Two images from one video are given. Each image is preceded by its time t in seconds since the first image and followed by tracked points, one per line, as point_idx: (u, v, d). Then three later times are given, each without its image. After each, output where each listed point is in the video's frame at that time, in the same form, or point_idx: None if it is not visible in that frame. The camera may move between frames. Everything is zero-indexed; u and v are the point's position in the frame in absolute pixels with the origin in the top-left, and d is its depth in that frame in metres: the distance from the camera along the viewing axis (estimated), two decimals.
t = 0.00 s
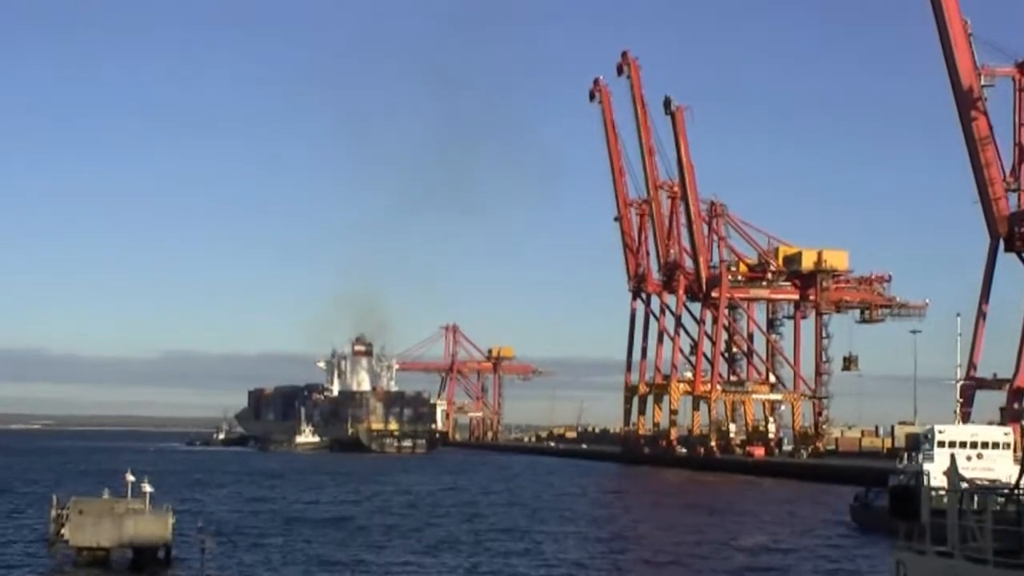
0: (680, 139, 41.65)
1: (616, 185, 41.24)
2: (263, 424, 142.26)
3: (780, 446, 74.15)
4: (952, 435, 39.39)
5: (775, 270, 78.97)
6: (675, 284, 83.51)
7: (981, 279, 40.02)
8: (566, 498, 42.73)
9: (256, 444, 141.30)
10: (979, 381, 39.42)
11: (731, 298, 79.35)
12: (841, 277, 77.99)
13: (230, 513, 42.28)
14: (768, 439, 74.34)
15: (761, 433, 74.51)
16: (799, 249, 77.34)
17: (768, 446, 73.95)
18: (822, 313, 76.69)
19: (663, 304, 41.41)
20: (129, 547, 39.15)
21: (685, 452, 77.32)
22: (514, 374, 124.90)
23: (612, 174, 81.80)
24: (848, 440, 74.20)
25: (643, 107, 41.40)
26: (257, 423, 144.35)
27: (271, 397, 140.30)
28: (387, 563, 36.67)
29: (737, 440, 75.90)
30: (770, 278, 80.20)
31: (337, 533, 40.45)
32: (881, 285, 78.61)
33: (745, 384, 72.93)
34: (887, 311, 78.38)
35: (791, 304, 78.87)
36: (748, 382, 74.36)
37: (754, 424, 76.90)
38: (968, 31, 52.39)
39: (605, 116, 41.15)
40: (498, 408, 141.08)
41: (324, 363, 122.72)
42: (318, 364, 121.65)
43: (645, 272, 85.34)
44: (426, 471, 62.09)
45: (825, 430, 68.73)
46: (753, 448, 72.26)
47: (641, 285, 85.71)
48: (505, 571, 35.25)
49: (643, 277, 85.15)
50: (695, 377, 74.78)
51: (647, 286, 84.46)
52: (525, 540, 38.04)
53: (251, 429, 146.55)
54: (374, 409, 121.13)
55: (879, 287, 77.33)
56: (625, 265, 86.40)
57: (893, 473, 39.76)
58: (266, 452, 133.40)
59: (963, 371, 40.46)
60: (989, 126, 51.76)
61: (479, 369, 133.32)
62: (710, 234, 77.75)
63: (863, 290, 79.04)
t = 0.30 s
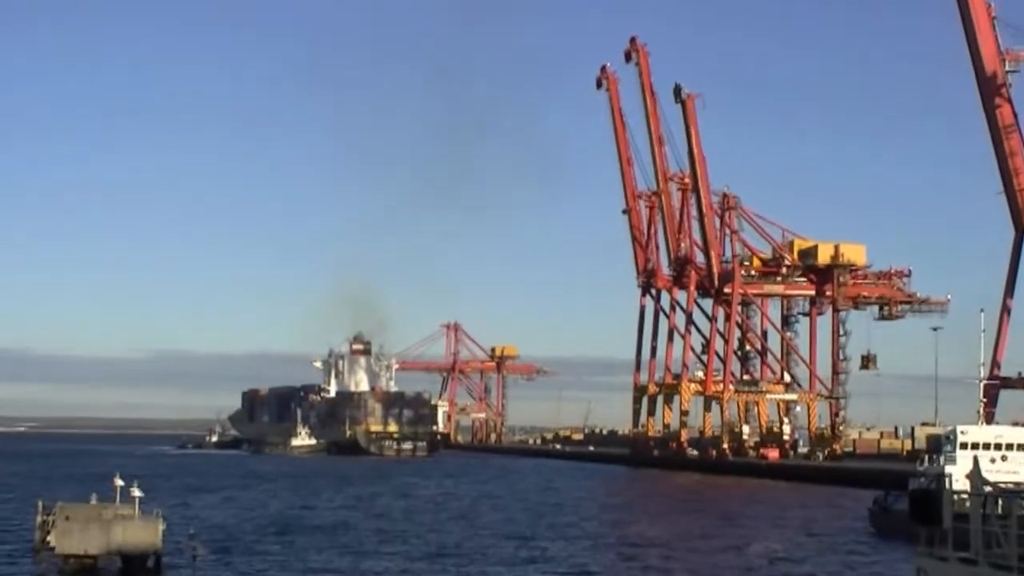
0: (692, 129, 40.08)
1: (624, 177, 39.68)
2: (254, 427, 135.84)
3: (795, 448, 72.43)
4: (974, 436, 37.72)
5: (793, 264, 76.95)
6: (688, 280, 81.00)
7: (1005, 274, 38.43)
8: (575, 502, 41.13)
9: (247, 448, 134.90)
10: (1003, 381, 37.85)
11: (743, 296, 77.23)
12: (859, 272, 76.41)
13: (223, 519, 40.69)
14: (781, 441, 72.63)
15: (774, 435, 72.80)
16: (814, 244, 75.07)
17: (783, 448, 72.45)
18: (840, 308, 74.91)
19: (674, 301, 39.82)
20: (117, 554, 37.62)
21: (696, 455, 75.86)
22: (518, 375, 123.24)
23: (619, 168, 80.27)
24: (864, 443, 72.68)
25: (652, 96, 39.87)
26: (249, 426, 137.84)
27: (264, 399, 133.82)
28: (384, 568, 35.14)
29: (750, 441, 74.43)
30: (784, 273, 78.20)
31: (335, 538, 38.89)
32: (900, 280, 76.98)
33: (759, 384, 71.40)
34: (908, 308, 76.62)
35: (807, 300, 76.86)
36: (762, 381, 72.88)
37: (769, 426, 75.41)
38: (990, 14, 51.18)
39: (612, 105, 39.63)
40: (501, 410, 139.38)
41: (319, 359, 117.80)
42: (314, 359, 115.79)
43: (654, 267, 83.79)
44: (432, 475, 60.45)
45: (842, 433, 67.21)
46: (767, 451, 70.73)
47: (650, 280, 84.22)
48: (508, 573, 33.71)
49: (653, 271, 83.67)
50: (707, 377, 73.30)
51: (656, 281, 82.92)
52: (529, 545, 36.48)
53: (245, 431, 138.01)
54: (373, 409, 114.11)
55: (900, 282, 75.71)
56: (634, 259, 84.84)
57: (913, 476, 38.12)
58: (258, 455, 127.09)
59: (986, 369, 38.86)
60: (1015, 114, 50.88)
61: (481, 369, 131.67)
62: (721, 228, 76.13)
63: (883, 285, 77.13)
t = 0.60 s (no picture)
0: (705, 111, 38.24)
1: (633, 161, 37.94)
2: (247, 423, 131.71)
3: (813, 447, 70.58)
4: (1002, 434, 35.91)
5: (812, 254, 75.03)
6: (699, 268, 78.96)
7: None
8: (581, 502, 39.37)
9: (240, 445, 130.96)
10: None
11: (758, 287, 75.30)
12: (881, 262, 74.72)
13: (212, 519, 38.88)
14: (799, 439, 70.82)
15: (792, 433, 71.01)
16: (834, 233, 73.94)
17: (799, 446, 70.73)
18: (859, 299, 73.08)
19: (686, 291, 37.99)
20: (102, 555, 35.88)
21: (709, 453, 74.11)
22: (522, 369, 121.44)
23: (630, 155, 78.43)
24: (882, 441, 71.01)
25: (664, 76, 38.05)
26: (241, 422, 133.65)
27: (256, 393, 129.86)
28: (377, 568, 33.33)
29: (765, 439, 72.73)
30: (802, 264, 76.32)
31: (329, 539, 37.06)
32: (924, 271, 75.14)
33: (775, 380, 69.69)
34: (931, 301, 74.81)
35: (825, 291, 74.98)
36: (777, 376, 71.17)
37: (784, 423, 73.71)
38: None
39: (622, 86, 37.82)
40: (504, 405, 137.59)
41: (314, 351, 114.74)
42: (308, 354, 112.21)
43: (665, 256, 82.04)
44: (432, 473, 58.65)
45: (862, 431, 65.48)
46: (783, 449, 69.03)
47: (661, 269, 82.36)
48: None
49: (663, 261, 81.96)
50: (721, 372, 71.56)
51: (668, 271, 81.20)
52: (533, 547, 34.66)
53: (236, 427, 133.33)
54: (370, 405, 110.47)
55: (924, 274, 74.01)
56: (644, 248, 83.04)
57: (937, 476, 36.29)
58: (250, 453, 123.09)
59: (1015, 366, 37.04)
60: None
61: (483, 362, 129.87)
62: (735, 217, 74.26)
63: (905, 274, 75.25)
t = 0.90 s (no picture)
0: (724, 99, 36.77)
1: (648, 151, 36.51)
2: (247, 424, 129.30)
3: (836, 450, 69.05)
4: None
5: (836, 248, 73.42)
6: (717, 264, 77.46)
7: None
8: (594, 508, 37.81)
9: (241, 447, 128.55)
10: None
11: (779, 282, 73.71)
12: (907, 257, 73.08)
13: (209, 526, 37.36)
14: (822, 442, 69.28)
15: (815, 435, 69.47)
16: (859, 226, 72.20)
17: (822, 449, 69.27)
18: (886, 294, 71.28)
19: (704, 288, 36.48)
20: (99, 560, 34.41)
21: (727, 455, 72.68)
22: (533, 368, 119.83)
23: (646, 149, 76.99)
24: (907, 443, 69.49)
25: (680, 63, 36.64)
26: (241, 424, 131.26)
27: (256, 394, 127.55)
28: None
29: (786, 441, 71.27)
30: (825, 259, 74.75)
31: (330, 546, 35.49)
32: (952, 266, 73.36)
33: (796, 380, 68.25)
34: (959, 298, 73.01)
35: (849, 287, 73.37)
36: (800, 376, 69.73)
37: (806, 424, 72.25)
38: None
39: (636, 73, 36.44)
40: (514, 406, 135.97)
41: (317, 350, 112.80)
42: (311, 354, 110.42)
43: (681, 251, 80.56)
44: (443, 477, 57.16)
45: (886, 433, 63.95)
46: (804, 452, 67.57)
47: (678, 264, 80.83)
48: None
49: (680, 256, 80.48)
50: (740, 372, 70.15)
51: (685, 267, 79.72)
52: (543, 555, 33.08)
53: (236, 430, 131.67)
54: (375, 406, 108.89)
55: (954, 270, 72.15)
56: (660, 243, 81.53)
57: (967, 481, 34.67)
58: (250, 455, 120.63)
59: None
60: None
61: (492, 362, 128.25)
62: (753, 211, 72.77)
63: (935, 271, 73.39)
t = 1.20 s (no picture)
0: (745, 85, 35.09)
1: (667, 141, 34.87)
2: (248, 431, 127.25)
3: (866, 454, 67.39)
4: None
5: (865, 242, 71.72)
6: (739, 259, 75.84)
7: None
8: (614, 517, 36.12)
9: (240, 453, 126.25)
10: None
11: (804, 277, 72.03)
12: (939, 251, 71.38)
13: (208, 537, 35.65)
14: (851, 446, 67.60)
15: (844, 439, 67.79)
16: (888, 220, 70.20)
17: (850, 452, 67.55)
18: (918, 290, 69.58)
19: (726, 285, 34.77)
20: None
21: (751, 460, 70.91)
22: (546, 369, 118.05)
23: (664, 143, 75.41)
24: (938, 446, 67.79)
25: (700, 48, 35.02)
26: (241, 429, 129.14)
27: (256, 398, 125.87)
28: None
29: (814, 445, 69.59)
30: (853, 253, 73.02)
31: (333, 556, 33.77)
32: (987, 260, 71.53)
33: (823, 381, 66.54)
34: (994, 293, 71.23)
35: (879, 283, 71.62)
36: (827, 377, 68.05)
37: (833, 427, 70.56)
38: None
39: (654, 59, 34.82)
40: (526, 410, 134.17)
41: (320, 353, 110.96)
42: (313, 356, 108.47)
43: (702, 247, 78.96)
44: (456, 485, 55.45)
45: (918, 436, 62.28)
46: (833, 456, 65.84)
47: (698, 260, 79.24)
48: None
49: (701, 252, 78.88)
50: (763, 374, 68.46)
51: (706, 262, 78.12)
52: (557, 565, 31.36)
53: (236, 436, 129.95)
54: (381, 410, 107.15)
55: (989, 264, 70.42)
56: (680, 240, 79.93)
57: (1006, 486, 32.90)
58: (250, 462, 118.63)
59: None
60: None
61: (504, 363, 126.45)
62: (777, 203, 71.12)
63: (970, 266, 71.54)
